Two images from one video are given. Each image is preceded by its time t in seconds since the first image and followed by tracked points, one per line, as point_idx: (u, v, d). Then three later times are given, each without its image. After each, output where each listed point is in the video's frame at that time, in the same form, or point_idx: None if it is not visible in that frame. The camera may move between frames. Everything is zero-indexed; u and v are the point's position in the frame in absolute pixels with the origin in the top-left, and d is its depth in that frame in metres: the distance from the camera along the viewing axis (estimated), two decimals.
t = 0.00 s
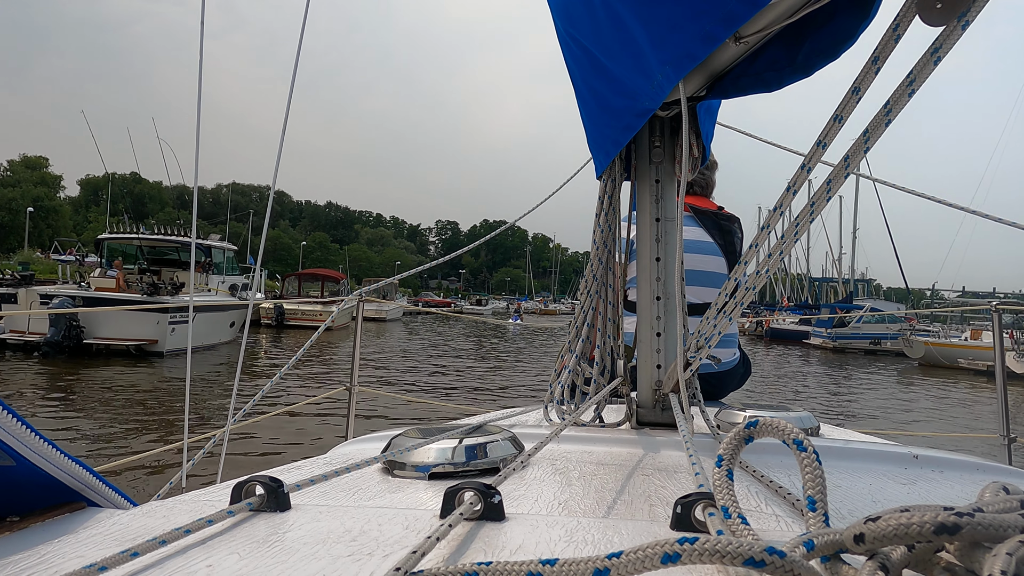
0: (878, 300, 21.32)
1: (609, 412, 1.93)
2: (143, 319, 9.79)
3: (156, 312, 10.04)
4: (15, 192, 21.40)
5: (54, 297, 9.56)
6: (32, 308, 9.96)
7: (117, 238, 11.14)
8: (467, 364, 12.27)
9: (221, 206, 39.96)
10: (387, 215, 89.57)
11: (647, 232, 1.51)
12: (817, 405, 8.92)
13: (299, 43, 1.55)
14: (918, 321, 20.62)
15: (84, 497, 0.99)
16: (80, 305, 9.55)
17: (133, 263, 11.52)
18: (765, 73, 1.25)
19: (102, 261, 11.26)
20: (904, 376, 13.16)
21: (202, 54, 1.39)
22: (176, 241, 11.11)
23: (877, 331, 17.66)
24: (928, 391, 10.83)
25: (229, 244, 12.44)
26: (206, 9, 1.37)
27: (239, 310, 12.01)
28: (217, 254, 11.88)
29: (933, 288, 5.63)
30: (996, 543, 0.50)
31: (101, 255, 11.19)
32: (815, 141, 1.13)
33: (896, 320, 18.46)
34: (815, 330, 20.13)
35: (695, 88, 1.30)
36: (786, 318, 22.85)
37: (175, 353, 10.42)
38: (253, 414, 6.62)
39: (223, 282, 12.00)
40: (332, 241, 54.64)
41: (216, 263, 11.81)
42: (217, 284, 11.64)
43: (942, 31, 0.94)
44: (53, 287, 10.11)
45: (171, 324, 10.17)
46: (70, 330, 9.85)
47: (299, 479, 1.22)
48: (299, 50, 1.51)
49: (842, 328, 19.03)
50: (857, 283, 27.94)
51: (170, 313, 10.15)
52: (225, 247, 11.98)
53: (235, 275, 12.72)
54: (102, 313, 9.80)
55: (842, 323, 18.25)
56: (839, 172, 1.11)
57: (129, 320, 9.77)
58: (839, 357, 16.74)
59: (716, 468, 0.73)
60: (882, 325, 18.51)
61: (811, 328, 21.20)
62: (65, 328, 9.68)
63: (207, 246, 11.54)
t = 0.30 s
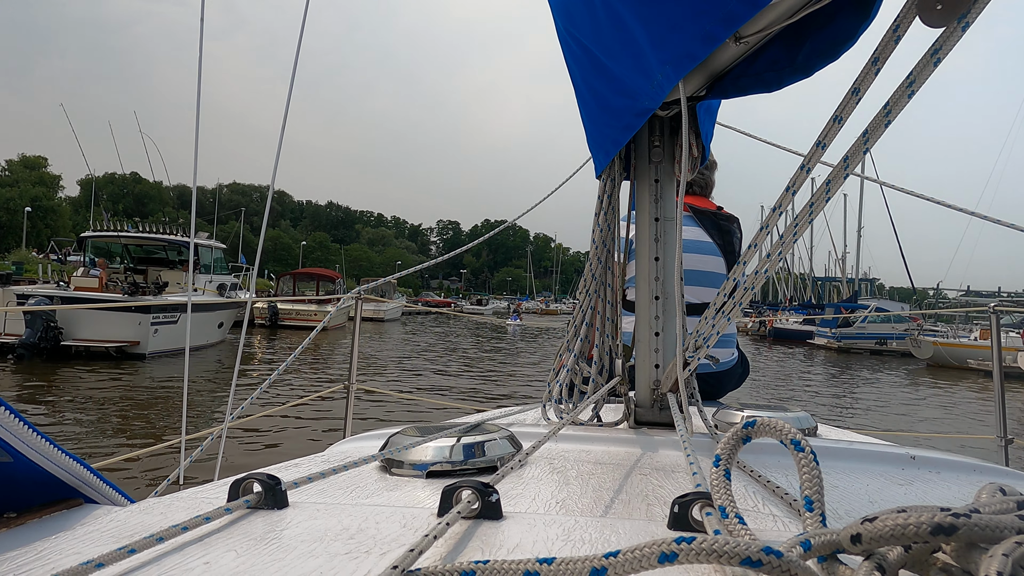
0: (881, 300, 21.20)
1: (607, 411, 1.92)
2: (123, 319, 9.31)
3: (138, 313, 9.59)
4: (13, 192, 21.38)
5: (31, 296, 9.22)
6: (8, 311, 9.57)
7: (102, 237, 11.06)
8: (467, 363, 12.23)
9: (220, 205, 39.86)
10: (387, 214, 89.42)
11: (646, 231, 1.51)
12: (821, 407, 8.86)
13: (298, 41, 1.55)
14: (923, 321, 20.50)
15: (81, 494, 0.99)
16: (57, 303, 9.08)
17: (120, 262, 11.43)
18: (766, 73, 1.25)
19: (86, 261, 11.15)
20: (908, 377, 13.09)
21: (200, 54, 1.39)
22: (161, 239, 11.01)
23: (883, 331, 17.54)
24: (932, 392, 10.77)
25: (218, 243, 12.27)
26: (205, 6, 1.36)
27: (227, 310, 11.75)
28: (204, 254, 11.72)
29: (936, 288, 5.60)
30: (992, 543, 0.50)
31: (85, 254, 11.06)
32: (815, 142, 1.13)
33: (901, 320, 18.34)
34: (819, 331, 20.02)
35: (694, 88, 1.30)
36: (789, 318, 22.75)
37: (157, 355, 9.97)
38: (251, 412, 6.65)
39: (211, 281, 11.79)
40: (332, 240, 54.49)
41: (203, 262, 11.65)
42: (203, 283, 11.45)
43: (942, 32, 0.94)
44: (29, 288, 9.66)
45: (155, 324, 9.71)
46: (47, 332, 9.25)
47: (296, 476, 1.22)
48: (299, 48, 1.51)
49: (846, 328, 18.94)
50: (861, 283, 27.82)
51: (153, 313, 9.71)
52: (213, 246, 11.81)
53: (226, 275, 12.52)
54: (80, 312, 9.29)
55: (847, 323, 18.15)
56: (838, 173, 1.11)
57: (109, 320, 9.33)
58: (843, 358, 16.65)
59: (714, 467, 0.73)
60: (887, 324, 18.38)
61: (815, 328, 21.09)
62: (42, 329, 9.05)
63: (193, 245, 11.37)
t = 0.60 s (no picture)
0: (885, 299, 21.11)
1: (605, 412, 1.92)
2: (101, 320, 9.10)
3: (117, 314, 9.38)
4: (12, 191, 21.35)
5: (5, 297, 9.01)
6: None
7: (85, 235, 10.78)
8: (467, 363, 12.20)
9: (220, 205, 39.79)
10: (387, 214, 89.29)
11: (645, 231, 1.51)
12: (824, 409, 8.82)
13: (299, 38, 1.55)
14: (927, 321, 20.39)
15: (78, 491, 0.99)
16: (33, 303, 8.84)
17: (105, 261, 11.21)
18: (765, 74, 1.25)
19: (69, 260, 10.89)
20: (910, 378, 13.04)
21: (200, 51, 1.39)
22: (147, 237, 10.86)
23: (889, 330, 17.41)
24: (936, 393, 10.71)
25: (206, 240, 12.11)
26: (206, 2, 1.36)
27: (217, 310, 11.57)
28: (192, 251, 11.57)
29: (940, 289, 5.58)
30: (989, 545, 0.50)
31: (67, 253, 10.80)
32: (814, 143, 1.13)
33: (906, 319, 18.23)
34: (823, 331, 19.93)
35: (694, 89, 1.30)
36: (792, 318, 22.66)
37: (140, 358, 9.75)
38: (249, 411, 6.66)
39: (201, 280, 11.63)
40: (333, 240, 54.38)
41: (191, 260, 11.49)
42: (191, 282, 11.30)
43: (942, 34, 0.94)
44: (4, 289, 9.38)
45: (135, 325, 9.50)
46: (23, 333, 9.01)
47: (294, 476, 1.22)
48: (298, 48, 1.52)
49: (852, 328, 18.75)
50: (864, 282, 27.73)
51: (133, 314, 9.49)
52: (201, 243, 11.68)
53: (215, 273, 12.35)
54: (57, 313, 9.10)
55: (851, 323, 18.05)
56: (837, 174, 1.11)
57: (88, 321, 9.12)
58: (849, 359, 16.56)
59: (711, 468, 0.73)
60: (892, 324, 18.29)
61: (819, 328, 20.99)
62: (16, 330, 8.79)
63: (180, 242, 11.23)
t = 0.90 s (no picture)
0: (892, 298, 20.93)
1: (605, 412, 1.92)
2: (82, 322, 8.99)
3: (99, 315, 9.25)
4: (14, 192, 21.40)
5: None
6: None
7: (71, 233, 10.59)
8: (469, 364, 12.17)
9: (221, 206, 39.81)
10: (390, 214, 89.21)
11: (645, 232, 1.51)
12: (828, 410, 8.77)
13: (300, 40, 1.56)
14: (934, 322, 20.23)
15: (78, 491, 0.99)
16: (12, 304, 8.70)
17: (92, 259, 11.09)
18: (766, 75, 1.25)
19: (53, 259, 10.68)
20: (916, 379, 12.94)
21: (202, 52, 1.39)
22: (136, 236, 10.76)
23: (899, 330, 17.23)
24: (944, 394, 10.62)
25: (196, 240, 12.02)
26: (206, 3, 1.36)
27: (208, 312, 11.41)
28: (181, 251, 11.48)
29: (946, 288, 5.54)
30: (989, 547, 0.50)
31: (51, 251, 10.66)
32: (814, 144, 1.13)
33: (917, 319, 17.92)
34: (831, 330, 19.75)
35: (695, 90, 1.31)
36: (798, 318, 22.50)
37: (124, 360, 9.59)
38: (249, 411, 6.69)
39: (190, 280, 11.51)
40: (335, 240, 54.31)
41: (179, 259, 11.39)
42: (179, 282, 11.20)
43: (944, 36, 0.94)
44: None
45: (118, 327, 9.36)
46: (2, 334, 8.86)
47: (294, 476, 1.22)
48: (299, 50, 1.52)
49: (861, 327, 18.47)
50: (870, 281, 27.57)
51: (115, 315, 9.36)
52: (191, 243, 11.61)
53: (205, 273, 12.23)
54: (36, 313, 8.94)
55: (860, 322, 17.86)
56: (838, 175, 1.11)
57: (69, 323, 9.00)
58: (853, 359, 16.46)
59: (711, 469, 0.73)
60: (902, 324, 18.05)
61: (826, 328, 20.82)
62: None
63: (168, 241, 11.16)
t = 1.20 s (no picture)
0: (900, 298, 20.76)
1: (606, 412, 1.92)
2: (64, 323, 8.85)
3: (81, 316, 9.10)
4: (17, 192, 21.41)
5: None
6: None
7: (57, 232, 10.44)
8: (471, 364, 12.12)
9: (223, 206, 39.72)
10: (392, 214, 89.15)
11: (645, 232, 1.51)
12: (834, 411, 8.72)
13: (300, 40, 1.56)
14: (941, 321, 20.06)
15: (79, 491, 0.99)
16: None
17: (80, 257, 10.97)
18: (766, 75, 1.25)
19: (41, 257, 10.64)
20: (923, 380, 12.84)
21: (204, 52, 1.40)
22: (123, 234, 10.60)
23: (911, 331, 17.01)
24: (953, 395, 10.52)
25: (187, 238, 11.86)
26: (208, 2, 1.36)
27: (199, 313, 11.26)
28: (169, 250, 11.33)
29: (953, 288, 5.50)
30: (989, 547, 0.50)
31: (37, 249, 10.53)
32: (814, 144, 1.13)
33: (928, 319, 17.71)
34: (840, 330, 19.54)
35: (695, 90, 1.31)
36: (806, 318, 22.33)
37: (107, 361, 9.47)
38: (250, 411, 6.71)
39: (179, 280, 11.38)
40: (338, 240, 54.15)
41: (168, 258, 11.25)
42: (168, 282, 11.09)
43: (943, 36, 0.94)
44: None
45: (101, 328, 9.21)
46: None
47: (294, 476, 1.22)
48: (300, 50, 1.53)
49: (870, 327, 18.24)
50: (876, 280, 27.40)
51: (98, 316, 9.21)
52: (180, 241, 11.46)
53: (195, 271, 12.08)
54: (16, 315, 8.77)
55: (870, 322, 17.64)
56: (838, 175, 1.11)
57: (50, 324, 8.86)
58: (858, 359, 16.37)
59: (712, 469, 0.73)
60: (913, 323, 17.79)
61: (833, 328, 20.67)
62: None
63: (156, 239, 10.94)
